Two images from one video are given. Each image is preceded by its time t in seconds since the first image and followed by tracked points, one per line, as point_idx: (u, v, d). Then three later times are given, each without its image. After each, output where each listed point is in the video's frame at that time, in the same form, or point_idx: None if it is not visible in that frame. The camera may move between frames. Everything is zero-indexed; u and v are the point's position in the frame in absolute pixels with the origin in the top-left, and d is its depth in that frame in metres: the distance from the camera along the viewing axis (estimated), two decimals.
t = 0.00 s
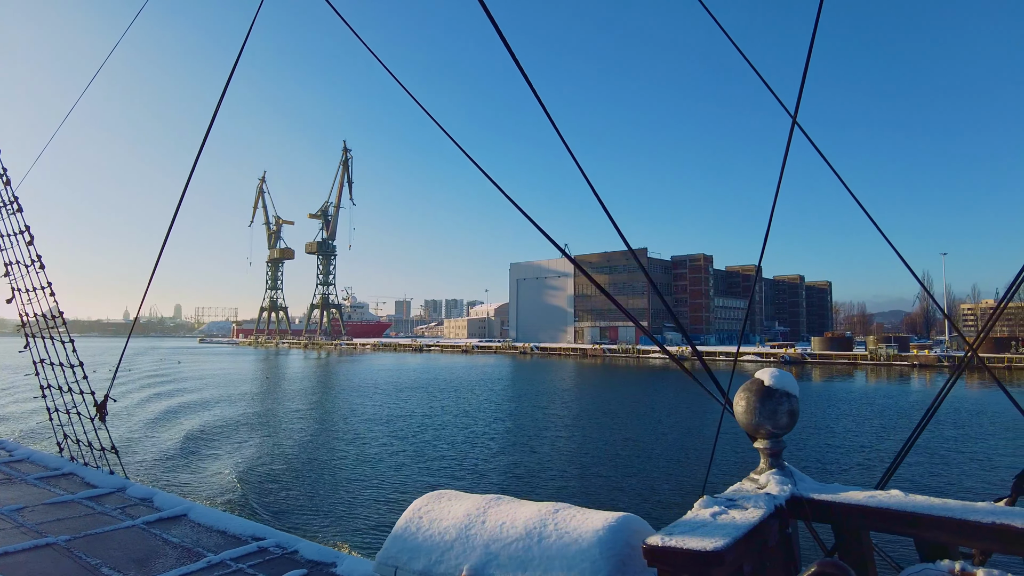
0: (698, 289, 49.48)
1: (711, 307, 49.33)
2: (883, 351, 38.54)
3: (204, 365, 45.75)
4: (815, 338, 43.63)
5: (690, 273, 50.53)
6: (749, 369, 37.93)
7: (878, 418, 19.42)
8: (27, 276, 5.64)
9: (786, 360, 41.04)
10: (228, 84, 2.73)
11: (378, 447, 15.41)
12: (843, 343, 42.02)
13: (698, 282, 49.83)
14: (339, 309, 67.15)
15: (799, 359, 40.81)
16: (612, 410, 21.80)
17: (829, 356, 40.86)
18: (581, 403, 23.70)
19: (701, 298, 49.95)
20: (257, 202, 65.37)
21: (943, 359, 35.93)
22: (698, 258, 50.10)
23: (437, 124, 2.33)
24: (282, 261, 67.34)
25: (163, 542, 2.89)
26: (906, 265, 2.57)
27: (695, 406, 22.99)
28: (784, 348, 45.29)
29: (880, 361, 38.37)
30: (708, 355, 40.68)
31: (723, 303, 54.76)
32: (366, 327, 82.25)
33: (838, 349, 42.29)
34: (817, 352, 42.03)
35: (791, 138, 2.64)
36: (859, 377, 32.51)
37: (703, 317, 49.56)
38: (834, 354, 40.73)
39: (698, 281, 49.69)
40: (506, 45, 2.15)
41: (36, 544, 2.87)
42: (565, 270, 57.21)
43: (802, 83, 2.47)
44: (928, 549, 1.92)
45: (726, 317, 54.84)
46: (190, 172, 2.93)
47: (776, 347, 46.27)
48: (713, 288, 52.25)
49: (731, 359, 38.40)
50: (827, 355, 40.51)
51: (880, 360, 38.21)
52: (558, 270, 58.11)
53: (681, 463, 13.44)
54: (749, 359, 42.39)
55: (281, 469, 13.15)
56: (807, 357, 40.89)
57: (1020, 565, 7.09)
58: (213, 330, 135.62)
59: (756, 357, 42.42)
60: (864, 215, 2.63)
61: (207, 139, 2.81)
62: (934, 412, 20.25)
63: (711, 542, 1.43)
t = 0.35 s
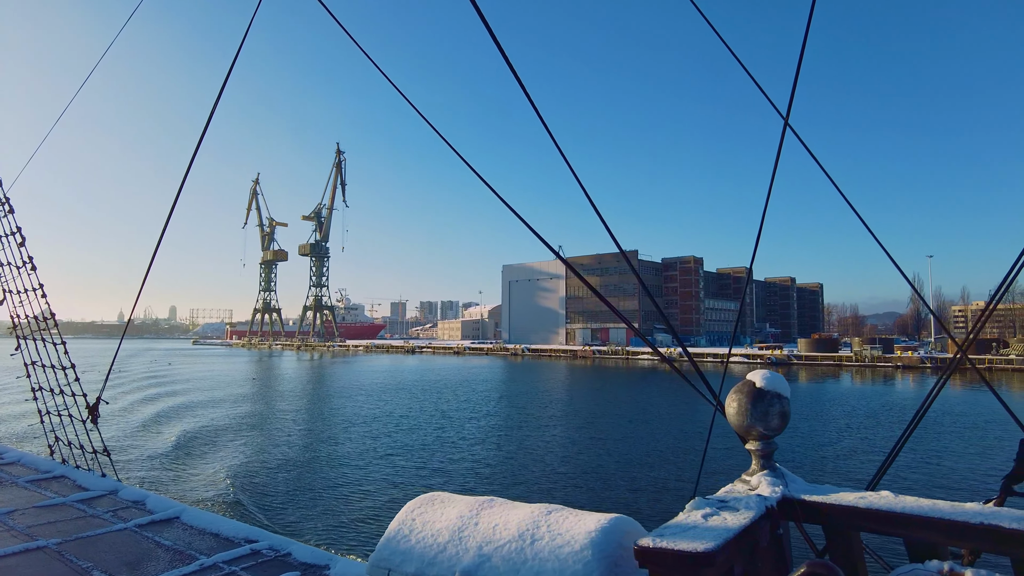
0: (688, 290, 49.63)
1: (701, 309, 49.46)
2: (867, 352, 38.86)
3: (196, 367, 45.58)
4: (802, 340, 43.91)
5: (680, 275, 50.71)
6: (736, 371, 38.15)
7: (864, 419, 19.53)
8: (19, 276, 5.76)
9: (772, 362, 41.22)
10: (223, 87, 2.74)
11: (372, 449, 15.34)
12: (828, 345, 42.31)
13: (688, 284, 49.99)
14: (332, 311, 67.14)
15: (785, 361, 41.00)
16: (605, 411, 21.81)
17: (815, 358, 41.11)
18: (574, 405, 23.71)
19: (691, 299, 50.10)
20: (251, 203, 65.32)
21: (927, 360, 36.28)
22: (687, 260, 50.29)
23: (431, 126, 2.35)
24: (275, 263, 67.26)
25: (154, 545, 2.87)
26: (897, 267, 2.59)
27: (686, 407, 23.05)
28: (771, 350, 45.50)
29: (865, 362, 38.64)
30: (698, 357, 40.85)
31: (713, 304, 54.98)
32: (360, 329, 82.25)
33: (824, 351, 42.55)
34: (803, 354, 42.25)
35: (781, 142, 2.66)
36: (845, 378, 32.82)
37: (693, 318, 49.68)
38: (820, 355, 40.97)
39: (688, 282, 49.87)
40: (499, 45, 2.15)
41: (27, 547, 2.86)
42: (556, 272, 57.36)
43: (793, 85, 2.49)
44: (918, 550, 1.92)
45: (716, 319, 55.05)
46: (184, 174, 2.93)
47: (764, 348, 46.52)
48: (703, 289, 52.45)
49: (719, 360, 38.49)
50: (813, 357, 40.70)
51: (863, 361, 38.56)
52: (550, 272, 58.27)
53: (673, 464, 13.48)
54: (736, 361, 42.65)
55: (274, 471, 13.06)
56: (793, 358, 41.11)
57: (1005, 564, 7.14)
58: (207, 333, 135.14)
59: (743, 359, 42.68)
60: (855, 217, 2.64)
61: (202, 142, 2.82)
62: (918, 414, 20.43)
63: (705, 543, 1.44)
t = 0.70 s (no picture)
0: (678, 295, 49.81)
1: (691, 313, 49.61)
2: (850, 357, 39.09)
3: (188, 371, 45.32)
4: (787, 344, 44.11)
5: (670, 279, 50.90)
6: (722, 375, 38.32)
7: (849, 423, 19.65)
8: (9, 280, 5.67)
9: (757, 367, 41.38)
10: (219, 89, 2.74)
11: (364, 453, 15.30)
12: (813, 349, 42.52)
13: (678, 288, 50.19)
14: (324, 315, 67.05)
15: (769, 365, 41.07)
16: (596, 415, 21.85)
17: (799, 361, 41.29)
18: (565, 408, 23.74)
19: (681, 304, 50.26)
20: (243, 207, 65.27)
21: (909, 364, 36.59)
22: (677, 265, 50.48)
23: (423, 128, 2.35)
24: (267, 267, 67.14)
25: (144, 550, 2.85)
26: (885, 272, 2.61)
27: (675, 410, 23.07)
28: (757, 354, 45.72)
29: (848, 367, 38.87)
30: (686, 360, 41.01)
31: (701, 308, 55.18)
32: (352, 333, 82.18)
33: (809, 355, 42.79)
34: (787, 358, 42.44)
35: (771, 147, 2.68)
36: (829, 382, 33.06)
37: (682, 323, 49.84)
38: (804, 359, 41.13)
39: (678, 287, 50.05)
40: (488, 45, 2.15)
41: (16, 553, 2.83)
42: (547, 276, 57.49)
43: (781, 91, 2.51)
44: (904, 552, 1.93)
45: (705, 323, 55.27)
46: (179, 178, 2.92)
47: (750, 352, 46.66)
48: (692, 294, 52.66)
49: (706, 365, 38.56)
50: (798, 361, 40.90)
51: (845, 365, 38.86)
52: (541, 276, 58.40)
53: (665, 467, 13.51)
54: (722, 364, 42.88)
55: (265, 476, 13.00)
56: (778, 362, 41.29)
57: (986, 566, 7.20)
58: (199, 337, 134.58)
59: (729, 362, 42.91)
60: (843, 222, 2.66)
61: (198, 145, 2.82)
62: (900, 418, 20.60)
63: (692, 545, 1.45)
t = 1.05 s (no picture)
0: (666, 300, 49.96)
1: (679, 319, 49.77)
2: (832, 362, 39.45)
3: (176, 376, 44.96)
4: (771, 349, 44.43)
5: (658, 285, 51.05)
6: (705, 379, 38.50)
7: (833, 427, 19.80)
8: None
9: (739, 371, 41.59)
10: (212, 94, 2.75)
11: (354, 458, 15.26)
12: (796, 353, 42.89)
13: (666, 294, 50.35)
14: (314, 319, 66.83)
15: (753, 369, 41.17)
16: (584, 420, 21.88)
17: (782, 366, 41.59)
18: (555, 413, 23.75)
19: (669, 309, 50.43)
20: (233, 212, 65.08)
21: (890, 369, 37.00)
22: (665, 271, 50.64)
23: (413, 133, 2.37)
24: (257, 272, 66.84)
25: (132, 557, 2.82)
26: (870, 279, 2.64)
27: (664, 415, 23.12)
28: (741, 358, 46.03)
29: (830, 371, 39.18)
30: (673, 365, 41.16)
31: (689, 313, 55.48)
32: (343, 338, 82.00)
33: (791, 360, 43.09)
34: (771, 363, 42.70)
35: (759, 151, 2.72)
36: (812, 387, 33.31)
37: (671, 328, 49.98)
38: (787, 363, 41.49)
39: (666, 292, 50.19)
40: (476, 46, 2.16)
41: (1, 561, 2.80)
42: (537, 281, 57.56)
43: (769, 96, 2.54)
44: (889, 555, 1.94)
45: (692, 328, 55.56)
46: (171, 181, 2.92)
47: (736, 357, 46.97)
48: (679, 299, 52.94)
49: (691, 369, 38.68)
50: (781, 366, 41.15)
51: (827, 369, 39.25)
52: (530, 282, 58.46)
53: (654, 472, 13.54)
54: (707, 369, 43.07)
55: (254, 481, 12.92)
56: (762, 367, 41.47)
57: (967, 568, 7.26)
58: (189, 342, 133.71)
59: (713, 367, 43.10)
60: (828, 228, 2.70)
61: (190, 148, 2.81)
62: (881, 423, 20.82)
63: (677, 548, 1.46)
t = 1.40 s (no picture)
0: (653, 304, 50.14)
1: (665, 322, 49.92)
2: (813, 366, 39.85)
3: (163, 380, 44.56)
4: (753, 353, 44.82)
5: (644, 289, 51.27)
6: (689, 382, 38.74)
7: (817, 430, 19.97)
8: None
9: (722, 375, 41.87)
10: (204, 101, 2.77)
11: (343, 462, 15.22)
12: (778, 357, 43.33)
13: (653, 298, 50.57)
14: (302, 323, 66.59)
15: (735, 373, 41.25)
16: (573, 423, 21.91)
17: (764, 370, 41.98)
18: (544, 417, 23.78)
19: (655, 313, 50.61)
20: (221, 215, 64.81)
21: (869, 373, 37.50)
22: (651, 275, 50.88)
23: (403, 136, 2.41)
24: (246, 275, 66.51)
25: (119, 563, 2.79)
26: (855, 283, 2.67)
27: (652, 418, 23.21)
28: (723, 361, 46.37)
29: (811, 375, 39.56)
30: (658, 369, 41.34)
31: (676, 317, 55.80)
32: (332, 342, 81.72)
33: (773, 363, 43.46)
34: (753, 367, 43.00)
35: (744, 159, 2.77)
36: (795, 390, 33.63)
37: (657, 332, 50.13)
38: (769, 367, 41.90)
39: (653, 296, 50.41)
40: (467, 51, 2.20)
41: None
42: (525, 285, 57.73)
43: (755, 101, 2.59)
44: (873, 556, 1.95)
45: (678, 332, 55.89)
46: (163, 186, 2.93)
47: (719, 360, 47.33)
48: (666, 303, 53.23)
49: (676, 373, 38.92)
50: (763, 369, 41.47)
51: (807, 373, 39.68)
52: (519, 286, 58.63)
53: (644, 475, 13.58)
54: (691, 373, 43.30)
55: (241, 486, 12.85)
56: (744, 371, 41.66)
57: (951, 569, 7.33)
58: (177, 346, 132.69)
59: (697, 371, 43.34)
60: (813, 233, 2.74)
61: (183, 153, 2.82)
62: (863, 426, 21.04)
63: (666, 549, 1.48)
